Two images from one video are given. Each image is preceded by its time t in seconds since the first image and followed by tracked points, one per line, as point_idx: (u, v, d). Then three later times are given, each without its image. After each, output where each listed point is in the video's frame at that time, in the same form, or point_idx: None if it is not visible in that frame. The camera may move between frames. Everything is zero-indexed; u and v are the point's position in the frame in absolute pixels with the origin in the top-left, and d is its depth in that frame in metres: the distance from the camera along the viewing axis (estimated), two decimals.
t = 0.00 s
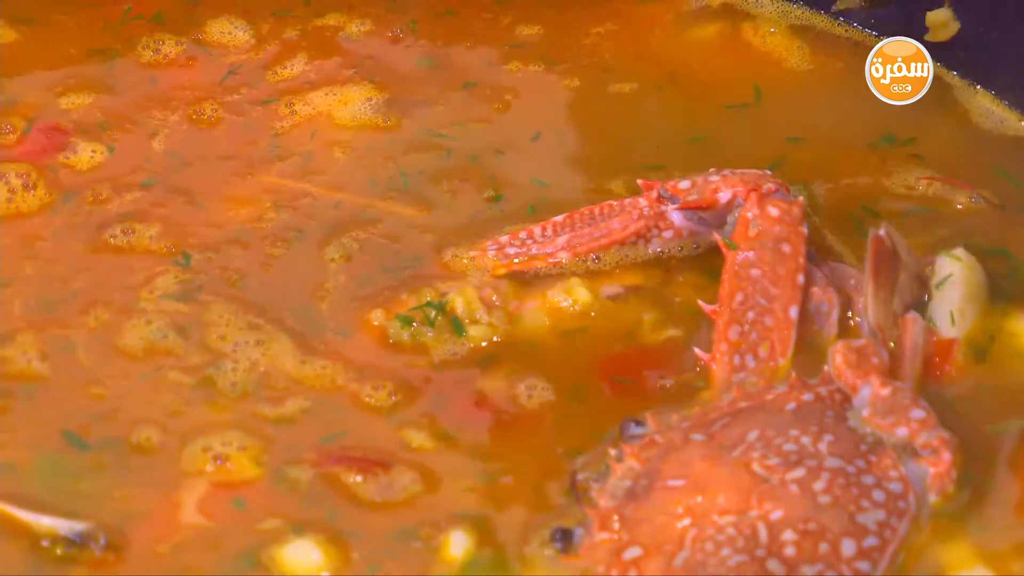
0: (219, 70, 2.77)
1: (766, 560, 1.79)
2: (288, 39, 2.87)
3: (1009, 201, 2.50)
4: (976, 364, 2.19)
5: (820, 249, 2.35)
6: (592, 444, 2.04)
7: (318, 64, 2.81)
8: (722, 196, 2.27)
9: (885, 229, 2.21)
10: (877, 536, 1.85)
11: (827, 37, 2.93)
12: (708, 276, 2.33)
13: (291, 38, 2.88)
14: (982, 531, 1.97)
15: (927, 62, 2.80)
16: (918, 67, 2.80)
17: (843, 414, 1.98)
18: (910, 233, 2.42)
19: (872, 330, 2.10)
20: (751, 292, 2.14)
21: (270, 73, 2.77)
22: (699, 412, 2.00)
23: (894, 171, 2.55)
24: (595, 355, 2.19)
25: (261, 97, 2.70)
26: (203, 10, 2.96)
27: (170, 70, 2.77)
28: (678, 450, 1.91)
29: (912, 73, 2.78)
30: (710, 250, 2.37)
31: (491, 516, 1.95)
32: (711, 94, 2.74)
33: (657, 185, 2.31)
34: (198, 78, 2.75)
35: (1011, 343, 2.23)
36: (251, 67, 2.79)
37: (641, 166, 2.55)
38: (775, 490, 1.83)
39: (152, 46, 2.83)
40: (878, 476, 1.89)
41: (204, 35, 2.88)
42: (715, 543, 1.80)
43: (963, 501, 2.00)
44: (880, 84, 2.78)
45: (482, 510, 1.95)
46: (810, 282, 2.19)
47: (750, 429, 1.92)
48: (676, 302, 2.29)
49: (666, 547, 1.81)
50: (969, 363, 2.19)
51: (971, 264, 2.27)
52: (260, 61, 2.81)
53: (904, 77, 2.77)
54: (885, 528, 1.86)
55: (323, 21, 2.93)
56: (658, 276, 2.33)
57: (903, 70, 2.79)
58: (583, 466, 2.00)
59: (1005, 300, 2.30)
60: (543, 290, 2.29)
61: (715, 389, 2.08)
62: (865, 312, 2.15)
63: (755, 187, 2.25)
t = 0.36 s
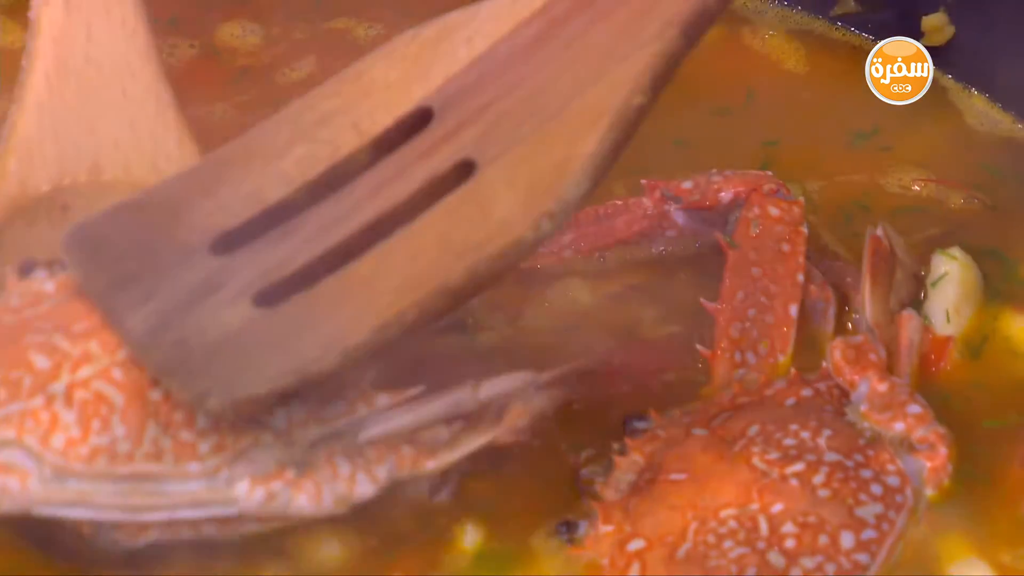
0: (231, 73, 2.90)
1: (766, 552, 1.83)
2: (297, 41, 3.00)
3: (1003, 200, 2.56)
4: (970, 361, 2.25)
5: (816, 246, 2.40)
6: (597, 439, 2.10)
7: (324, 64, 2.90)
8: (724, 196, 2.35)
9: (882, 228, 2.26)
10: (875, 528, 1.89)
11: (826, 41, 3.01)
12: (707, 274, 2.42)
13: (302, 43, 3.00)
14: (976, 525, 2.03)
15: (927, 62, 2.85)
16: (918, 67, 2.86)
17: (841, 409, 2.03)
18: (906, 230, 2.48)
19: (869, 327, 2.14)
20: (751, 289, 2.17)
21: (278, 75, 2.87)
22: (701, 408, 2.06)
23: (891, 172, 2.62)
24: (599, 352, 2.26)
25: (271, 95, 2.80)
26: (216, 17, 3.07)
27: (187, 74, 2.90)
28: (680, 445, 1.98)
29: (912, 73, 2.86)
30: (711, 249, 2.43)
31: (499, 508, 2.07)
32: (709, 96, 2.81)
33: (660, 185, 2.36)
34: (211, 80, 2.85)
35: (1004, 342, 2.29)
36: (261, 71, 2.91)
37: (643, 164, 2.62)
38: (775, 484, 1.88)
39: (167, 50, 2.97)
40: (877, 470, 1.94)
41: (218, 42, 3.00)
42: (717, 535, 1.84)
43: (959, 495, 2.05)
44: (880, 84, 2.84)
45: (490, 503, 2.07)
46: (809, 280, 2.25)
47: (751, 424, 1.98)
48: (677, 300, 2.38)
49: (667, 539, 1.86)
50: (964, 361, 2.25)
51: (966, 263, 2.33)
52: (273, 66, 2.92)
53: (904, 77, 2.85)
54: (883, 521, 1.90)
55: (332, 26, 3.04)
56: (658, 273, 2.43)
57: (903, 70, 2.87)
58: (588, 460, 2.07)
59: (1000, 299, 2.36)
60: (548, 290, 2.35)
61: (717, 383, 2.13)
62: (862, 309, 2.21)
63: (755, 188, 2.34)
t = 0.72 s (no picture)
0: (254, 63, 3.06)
1: (768, 547, 1.88)
2: (319, 26, 3.13)
3: (997, 204, 2.60)
4: (968, 360, 2.29)
5: (816, 244, 2.43)
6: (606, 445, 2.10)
7: (347, 51, 3.08)
8: (728, 198, 2.39)
9: (881, 229, 2.28)
10: (875, 522, 1.93)
11: (827, 44, 3.00)
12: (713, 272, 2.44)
13: (324, 28, 3.14)
14: (974, 520, 2.08)
15: (927, 62, 2.80)
16: (918, 67, 2.83)
17: (841, 406, 2.07)
18: (906, 230, 2.54)
19: (869, 325, 2.18)
20: (756, 290, 2.21)
21: (304, 58, 3.06)
22: (705, 405, 2.11)
23: (890, 175, 2.69)
24: (606, 350, 2.33)
25: (300, 79, 3.01)
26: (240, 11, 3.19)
27: (210, 63, 3.05)
28: (684, 442, 2.04)
29: (912, 73, 2.86)
30: (717, 248, 2.46)
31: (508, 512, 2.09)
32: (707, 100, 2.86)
33: (667, 187, 2.42)
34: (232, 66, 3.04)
35: (1001, 341, 2.33)
36: (287, 59, 3.07)
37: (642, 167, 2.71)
38: (777, 480, 1.94)
39: (191, 37, 3.11)
40: (876, 466, 1.98)
41: (244, 34, 3.13)
42: (720, 531, 1.90)
43: (955, 492, 2.10)
44: (880, 85, 2.88)
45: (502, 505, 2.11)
46: (811, 280, 2.29)
47: (754, 421, 2.04)
48: (681, 299, 2.42)
49: (672, 535, 1.93)
50: (960, 361, 2.29)
51: (962, 264, 2.36)
52: (299, 51, 3.09)
53: (903, 77, 2.86)
54: (883, 515, 1.94)
55: (354, 16, 3.17)
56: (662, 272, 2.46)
57: (903, 70, 2.87)
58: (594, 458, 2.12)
59: (998, 299, 2.41)
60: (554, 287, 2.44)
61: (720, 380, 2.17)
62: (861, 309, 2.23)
63: (760, 190, 2.38)
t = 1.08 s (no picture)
0: (296, 74, 3.10)
1: (784, 540, 1.95)
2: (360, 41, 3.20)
3: (996, 206, 2.67)
4: (967, 358, 2.35)
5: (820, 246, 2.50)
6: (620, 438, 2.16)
7: (389, 65, 3.13)
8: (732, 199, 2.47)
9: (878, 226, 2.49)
10: (886, 514, 1.99)
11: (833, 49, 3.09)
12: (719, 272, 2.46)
13: (364, 43, 3.20)
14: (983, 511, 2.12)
15: (927, 62, 2.81)
16: (918, 67, 2.81)
17: (848, 401, 2.12)
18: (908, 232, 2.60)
19: (872, 322, 2.28)
20: (761, 292, 2.25)
21: (347, 73, 3.11)
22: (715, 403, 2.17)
23: (899, 177, 2.75)
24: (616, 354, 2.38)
25: (341, 92, 3.04)
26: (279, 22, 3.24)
27: (247, 77, 3.08)
28: (696, 439, 2.09)
29: (912, 73, 2.84)
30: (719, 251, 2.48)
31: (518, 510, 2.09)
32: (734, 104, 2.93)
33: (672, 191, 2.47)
34: (278, 81, 3.07)
35: (1002, 338, 2.40)
36: (326, 73, 3.11)
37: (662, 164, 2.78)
38: (789, 475, 2.00)
39: (235, 51, 3.15)
40: (885, 458, 2.03)
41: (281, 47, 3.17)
42: (735, 526, 1.97)
43: (959, 485, 2.16)
44: (880, 85, 2.91)
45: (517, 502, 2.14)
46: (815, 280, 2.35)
47: (763, 419, 2.09)
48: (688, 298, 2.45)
49: (688, 531, 1.99)
50: (959, 359, 2.35)
51: (963, 266, 2.45)
52: (337, 64, 3.14)
53: (903, 77, 2.84)
54: (893, 507, 2.00)
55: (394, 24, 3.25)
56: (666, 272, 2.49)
57: (903, 71, 2.86)
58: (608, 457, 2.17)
59: (999, 300, 2.47)
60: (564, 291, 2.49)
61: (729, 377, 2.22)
62: (862, 305, 2.32)
63: (764, 192, 2.43)
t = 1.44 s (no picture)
0: (316, 84, 3.09)
1: (790, 537, 1.98)
2: (380, 51, 3.20)
3: (999, 209, 2.72)
4: (969, 358, 2.40)
5: (829, 249, 2.53)
6: (631, 435, 2.27)
7: (408, 74, 3.13)
8: (741, 203, 2.53)
9: (885, 229, 2.45)
10: (890, 511, 2.03)
11: (838, 60, 3.17)
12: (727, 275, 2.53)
13: (384, 52, 3.21)
14: (983, 508, 2.17)
15: (927, 62, 2.93)
16: (917, 67, 2.96)
17: (853, 401, 2.16)
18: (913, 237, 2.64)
19: (877, 323, 2.31)
20: (768, 292, 2.30)
21: (364, 83, 3.10)
22: (722, 403, 2.23)
23: (904, 181, 2.80)
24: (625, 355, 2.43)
25: (358, 100, 3.03)
26: (302, 33, 3.27)
27: (267, 85, 3.09)
28: (704, 437, 2.15)
29: (912, 73, 2.98)
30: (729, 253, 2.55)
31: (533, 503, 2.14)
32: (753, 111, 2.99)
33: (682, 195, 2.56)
34: (297, 90, 3.07)
35: (1004, 339, 2.44)
36: (344, 83, 3.09)
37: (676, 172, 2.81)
38: (795, 473, 2.04)
39: (258, 58, 3.17)
40: (889, 457, 2.07)
41: (299, 56, 3.18)
42: (743, 522, 2.01)
43: (962, 482, 2.20)
44: (881, 84, 3.04)
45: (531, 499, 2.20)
46: (821, 282, 2.37)
47: (770, 417, 2.14)
48: (697, 296, 2.50)
49: (697, 527, 2.03)
50: (963, 359, 2.40)
51: (965, 268, 2.50)
52: (355, 73, 3.13)
53: (903, 77, 3.00)
54: (897, 504, 2.04)
55: (410, 37, 3.27)
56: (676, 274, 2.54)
57: (903, 71, 3.00)
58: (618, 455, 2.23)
59: (1000, 302, 2.52)
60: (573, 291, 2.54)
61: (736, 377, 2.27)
62: (869, 307, 2.35)
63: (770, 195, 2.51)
